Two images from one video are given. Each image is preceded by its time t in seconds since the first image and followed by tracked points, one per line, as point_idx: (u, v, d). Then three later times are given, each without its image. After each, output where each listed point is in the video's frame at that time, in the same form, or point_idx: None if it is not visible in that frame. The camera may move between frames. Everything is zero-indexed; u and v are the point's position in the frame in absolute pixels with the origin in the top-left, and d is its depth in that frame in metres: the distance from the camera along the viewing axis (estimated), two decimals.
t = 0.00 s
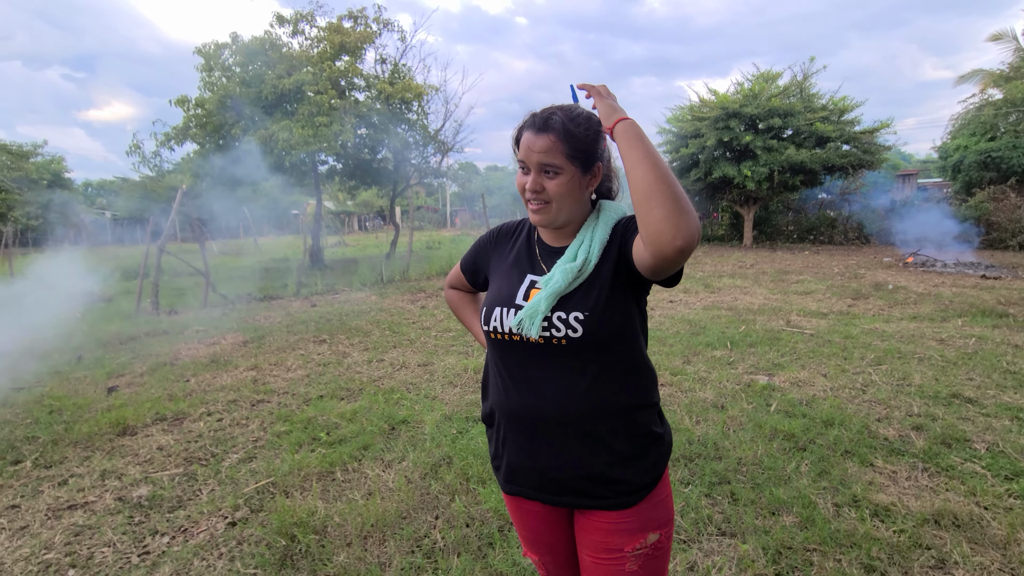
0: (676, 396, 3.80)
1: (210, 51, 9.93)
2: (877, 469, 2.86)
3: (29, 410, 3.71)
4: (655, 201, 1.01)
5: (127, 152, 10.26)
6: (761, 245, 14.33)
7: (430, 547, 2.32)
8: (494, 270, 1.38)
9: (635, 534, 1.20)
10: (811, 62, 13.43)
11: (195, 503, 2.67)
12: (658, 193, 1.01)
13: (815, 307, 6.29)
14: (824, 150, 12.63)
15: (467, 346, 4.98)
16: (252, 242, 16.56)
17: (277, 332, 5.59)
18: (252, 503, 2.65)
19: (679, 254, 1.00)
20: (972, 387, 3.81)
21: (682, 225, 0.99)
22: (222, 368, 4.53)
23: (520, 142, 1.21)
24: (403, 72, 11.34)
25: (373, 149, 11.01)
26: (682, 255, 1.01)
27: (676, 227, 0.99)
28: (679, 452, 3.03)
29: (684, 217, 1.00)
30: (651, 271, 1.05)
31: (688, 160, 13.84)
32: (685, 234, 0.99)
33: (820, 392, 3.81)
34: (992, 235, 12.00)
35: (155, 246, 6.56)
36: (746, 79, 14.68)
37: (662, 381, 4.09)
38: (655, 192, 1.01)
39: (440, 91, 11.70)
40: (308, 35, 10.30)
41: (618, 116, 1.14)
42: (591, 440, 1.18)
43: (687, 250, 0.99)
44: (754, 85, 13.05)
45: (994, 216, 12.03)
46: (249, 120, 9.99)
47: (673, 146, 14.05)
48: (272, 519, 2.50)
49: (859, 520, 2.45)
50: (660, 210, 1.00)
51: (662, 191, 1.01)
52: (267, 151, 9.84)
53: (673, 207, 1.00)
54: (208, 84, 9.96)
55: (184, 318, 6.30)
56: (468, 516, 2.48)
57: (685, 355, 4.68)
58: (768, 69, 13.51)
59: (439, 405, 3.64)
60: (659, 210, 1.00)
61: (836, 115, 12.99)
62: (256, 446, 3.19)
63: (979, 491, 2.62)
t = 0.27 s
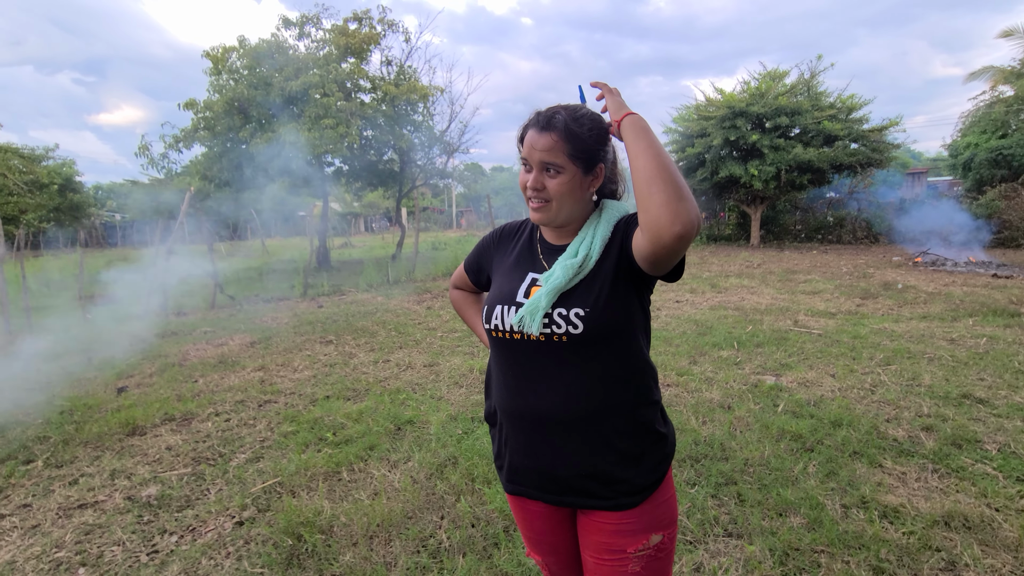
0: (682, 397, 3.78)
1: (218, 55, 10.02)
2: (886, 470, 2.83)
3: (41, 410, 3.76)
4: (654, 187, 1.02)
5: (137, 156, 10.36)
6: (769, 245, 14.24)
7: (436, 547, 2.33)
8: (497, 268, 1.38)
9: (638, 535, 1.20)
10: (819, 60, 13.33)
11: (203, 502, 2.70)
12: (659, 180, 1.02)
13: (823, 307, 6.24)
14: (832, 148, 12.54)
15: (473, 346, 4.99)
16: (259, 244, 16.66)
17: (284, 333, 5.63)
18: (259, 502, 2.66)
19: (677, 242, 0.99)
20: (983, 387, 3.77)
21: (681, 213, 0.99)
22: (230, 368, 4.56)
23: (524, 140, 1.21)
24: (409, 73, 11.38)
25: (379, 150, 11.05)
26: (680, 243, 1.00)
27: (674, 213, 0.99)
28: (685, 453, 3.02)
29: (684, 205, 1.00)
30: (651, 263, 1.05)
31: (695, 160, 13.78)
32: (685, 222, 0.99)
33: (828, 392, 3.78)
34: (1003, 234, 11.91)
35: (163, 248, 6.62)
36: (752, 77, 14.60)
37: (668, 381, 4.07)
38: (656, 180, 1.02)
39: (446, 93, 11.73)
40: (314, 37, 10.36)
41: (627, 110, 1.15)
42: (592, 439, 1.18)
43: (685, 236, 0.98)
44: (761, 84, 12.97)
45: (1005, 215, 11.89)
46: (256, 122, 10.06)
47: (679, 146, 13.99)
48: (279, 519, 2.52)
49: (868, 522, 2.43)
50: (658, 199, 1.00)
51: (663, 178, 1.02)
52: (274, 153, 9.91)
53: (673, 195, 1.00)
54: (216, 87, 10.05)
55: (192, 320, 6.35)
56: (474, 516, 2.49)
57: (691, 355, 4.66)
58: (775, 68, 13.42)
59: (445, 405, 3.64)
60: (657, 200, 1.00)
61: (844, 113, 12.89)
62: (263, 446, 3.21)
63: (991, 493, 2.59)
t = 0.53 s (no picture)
0: (685, 396, 3.76)
1: (223, 56, 10.06)
2: (892, 471, 2.81)
3: (46, 408, 3.78)
4: (657, 190, 1.00)
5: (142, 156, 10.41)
6: (773, 245, 14.18)
7: (438, 546, 2.32)
8: (497, 266, 1.37)
9: (639, 535, 1.19)
10: (824, 59, 13.26)
11: (207, 500, 2.70)
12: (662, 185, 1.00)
13: (828, 307, 6.20)
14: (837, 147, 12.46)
15: (476, 346, 4.99)
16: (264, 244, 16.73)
17: (288, 332, 5.64)
18: (261, 501, 2.67)
19: (680, 247, 0.99)
20: (990, 387, 3.73)
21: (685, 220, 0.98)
22: (234, 368, 4.58)
23: (526, 134, 1.20)
24: (412, 73, 11.39)
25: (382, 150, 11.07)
26: (682, 249, 0.99)
27: (678, 219, 0.98)
28: (688, 452, 3.00)
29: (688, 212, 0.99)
30: (653, 266, 1.04)
31: (699, 159, 13.73)
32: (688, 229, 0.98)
33: (833, 392, 3.75)
34: (1011, 233, 11.83)
35: (168, 248, 6.64)
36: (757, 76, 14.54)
37: (672, 381, 4.05)
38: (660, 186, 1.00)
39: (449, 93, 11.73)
40: (318, 38, 10.38)
41: (623, 107, 1.14)
42: (593, 438, 1.17)
43: (688, 243, 0.97)
44: (765, 83, 12.90)
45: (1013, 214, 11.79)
46: (260, 123, 10.09)
47: (683, 145, 13.94)
48: (281, 517, 2.52)
49: (873, 523, 2.41)
50: (661, 204, 0.99)
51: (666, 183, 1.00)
52: (279, 154, 9.94)
53: (675, 198, 0.99)
54: (221, 88, 10.08)
55: (197, 319, 6.37)
56: (476, 515, 2.48)
57: (695, 355, 4.64)
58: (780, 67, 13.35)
59: (448, 404, 3.64)
60: (659, 204, 0.99)
61: (849, 112, 12.82)
62: (266, 444, 3.22)
63: (998, 494, 2.56)
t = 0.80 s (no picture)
0: (688, 396, 3.76)
1: (226, 57, 10.10)
2: (895, 471, 2.80)
3: (52, 409, 3.81)
4: (652, 189, 1.01)
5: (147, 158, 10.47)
6: (777, 244, 14.13)
7: (440, 547, 2.33)
8: (496, 268, 1.38)
9: (639, 536, 1.19)
10: (827, 57, 13.20)
11: (210, 501, 2.72)
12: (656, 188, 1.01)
13: (832, 306, 6.18)
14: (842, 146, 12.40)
15: (478, 346, 4.99)
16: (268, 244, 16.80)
17: (291, 333, 5.66)
18: (264, 501, 2.68)
19: (676, 243, 0.98)
20: (995, 387, 3.71)
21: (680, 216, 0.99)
22: (237, 368, 4.60)
23: (525, 138, 1.21)
24: (414, 74, 11.40)
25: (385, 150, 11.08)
26: (680, 245, 0.99)
27: (672, 215, 0.98)
28: (691, 453, 3.00)
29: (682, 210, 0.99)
30: (650, 264, 1.04)
31: (701, 158, 13.70)
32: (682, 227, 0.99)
33: (836, 393, 3.74)
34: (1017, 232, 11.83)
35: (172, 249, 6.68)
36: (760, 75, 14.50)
37: (675, 381, 4.05)
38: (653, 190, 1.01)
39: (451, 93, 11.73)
40: (320, 39, 10.40)
41: (619, 111, 1.15)
42: (592, 440, 1.17)
43: (685, 237, 0.97)
44: (769, 82, 12.85)
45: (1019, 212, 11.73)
46: (263, 124, 10.12)
47: (686, 144, 13.90)
48: (284, 518, 2.53)
49: (876, 523, 2.40)
50: (655, 200, 1.00)
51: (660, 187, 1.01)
52: (282, 155, 9.97)
53: (670, 194, 1.00)
54: (224, 90, 10.12)
55: (201, 320, 6.41)
56: (478, 516, 2.48)
57: (698, 355, 4.63)
58: (783, 65, 13.29)
59: (450, 405, 3.65)
60: (654, 200, 1.00)
61: (854, 111, 12.75)
62: (269, 445, 3.23)
63: (1002, 494, 2.55)
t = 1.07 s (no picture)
0: (690, 396, 3.75)
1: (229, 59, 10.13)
2: (899, 470, 2.79)
3: (56, 409, 3.83)
4: (653, 187, 1.01)
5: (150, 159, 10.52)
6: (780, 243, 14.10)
7: (442, 545, 2.33)
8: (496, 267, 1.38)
9: (640, 534, 1.19)
10: (830, 55, 13.16)
11: (214, 500, 2.73)
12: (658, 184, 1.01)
13: (835, 305, 6.16)
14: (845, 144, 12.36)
15: (480, 346, 4.99)
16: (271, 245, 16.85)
17: (294, 333, 5.68)
18: (268, 501, 2.69)
19: (677, 240, 0.98)
20: (999, 386, 3.70)
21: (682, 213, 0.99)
22: (240, 368, 4.61)
23: (526, 136, 1.21)
24: (416, 74, 11.41)
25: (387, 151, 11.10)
26: (680, 242, 0.99)
27: (673, 212, 0.98)
28: (693, 452, 3.00)
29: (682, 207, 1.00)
30: (650, 262, 1.04)
31: (704, 157, 13.67)
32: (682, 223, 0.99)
33: (839, 392, 3.73)
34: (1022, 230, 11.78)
35: (175, 250, 6.70)
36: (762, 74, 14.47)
37: (677, 380, 4.04)
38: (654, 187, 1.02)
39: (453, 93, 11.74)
40: (322, 40, 10.42)
41: (621, 111, 1.15)
42: (593, 439, 1.17)
43: (685, 234, 0.97)
44: (771, 80, 12.82)
45: None
46: (265, 125, 10.14)
47: (688, 143, 13.88)
48: (287, 517, 2.54)
49: (880, 522, 2.39)
50: (656, 197, 1.00)
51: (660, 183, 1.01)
52: (285, 155, 10.00)
53: (671, 192, 1.00)
54: (227, 91, 10.14)
55: (204, 320, 6.43)
56: (480, 515, 2.49)
57: (700, 354, 4.63)
58: (786, 63, 13.26)
59: (452, 404, 3.65)
60: (654, 198, 1.00)
61: (857, 109, 12.72)
62: (272, 444, 3.24)
63: (1007, 493, 2.54)
